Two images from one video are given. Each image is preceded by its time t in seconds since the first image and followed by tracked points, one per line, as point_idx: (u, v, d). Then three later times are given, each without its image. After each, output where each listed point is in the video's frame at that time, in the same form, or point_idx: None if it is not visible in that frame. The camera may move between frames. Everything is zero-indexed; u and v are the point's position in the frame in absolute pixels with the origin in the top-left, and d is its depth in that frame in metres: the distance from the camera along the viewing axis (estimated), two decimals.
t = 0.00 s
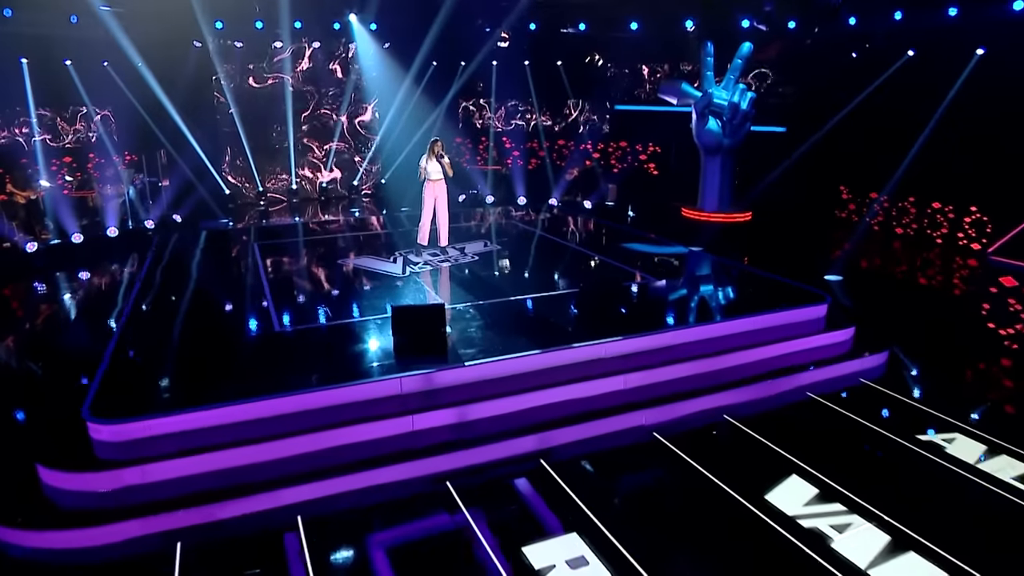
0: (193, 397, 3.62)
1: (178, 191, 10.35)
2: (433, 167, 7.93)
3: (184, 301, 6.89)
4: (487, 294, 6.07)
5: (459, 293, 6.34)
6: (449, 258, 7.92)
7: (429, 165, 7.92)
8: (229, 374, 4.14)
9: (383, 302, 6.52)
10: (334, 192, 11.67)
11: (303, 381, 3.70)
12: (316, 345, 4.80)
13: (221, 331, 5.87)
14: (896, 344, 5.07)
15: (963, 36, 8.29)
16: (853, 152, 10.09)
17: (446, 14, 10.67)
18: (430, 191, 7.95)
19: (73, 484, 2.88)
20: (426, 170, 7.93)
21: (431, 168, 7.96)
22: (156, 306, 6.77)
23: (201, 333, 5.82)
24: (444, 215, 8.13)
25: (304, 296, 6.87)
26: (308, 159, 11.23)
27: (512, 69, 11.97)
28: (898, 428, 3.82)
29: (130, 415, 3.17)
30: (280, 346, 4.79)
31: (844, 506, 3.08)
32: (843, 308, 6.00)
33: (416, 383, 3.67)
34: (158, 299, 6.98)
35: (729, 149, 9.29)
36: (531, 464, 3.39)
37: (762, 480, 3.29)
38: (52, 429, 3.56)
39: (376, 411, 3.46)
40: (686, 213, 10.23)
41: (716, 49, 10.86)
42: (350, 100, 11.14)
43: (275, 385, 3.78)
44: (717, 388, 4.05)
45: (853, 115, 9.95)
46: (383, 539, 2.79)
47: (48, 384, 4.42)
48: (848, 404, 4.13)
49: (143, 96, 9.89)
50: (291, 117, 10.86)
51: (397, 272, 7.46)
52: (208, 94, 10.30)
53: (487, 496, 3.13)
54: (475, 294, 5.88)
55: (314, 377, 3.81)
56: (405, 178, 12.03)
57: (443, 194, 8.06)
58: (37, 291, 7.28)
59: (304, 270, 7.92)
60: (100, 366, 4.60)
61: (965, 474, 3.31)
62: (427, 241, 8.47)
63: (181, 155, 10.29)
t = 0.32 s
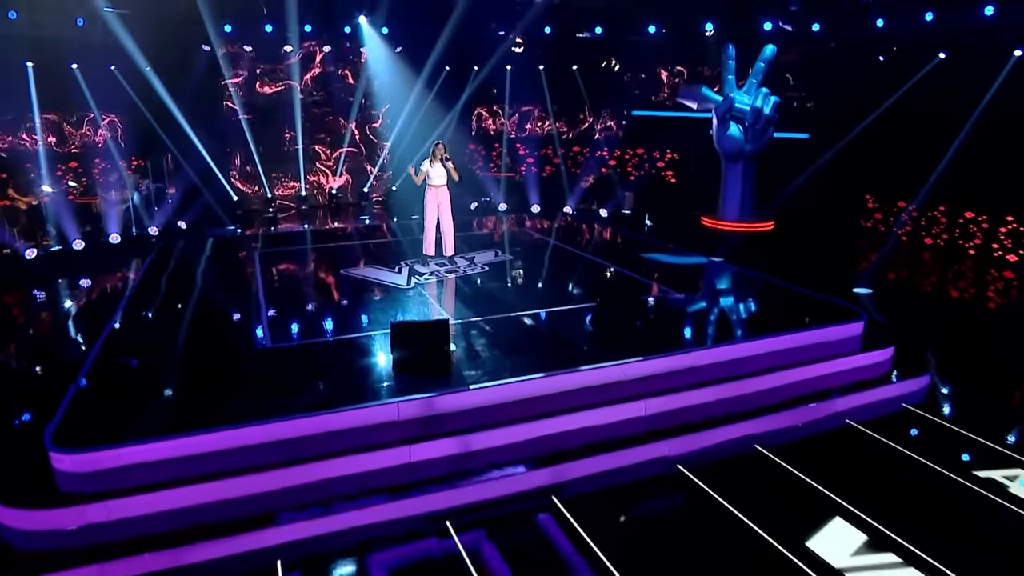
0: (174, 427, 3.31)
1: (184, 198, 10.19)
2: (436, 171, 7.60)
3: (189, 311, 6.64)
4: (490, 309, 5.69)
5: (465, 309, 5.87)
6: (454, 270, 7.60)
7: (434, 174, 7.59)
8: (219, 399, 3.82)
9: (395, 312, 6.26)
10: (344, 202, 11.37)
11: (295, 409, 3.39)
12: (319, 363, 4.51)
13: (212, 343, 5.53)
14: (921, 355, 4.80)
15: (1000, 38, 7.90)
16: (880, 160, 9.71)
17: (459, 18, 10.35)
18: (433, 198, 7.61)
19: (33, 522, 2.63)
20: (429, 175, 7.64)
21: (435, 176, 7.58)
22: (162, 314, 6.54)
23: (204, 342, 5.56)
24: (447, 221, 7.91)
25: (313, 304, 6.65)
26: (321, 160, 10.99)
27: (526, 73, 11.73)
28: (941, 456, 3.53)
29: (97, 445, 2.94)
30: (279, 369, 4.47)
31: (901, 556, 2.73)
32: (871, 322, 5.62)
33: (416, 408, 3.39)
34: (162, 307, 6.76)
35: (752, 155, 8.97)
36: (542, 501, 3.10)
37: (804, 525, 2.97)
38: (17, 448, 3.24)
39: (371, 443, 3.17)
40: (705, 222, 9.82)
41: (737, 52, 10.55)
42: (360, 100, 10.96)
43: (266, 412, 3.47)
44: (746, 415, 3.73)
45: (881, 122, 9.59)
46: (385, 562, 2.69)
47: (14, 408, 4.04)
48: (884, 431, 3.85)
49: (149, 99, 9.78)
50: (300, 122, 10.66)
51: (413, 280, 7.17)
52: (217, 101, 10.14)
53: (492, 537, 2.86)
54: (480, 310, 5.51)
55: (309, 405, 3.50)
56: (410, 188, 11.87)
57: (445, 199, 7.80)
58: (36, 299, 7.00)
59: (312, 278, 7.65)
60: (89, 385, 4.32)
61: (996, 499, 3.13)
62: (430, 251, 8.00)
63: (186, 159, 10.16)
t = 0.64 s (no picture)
0: (138, 461, 3.07)
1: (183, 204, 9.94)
2: (430, 177, 7.07)
3: (188, 323, 6.37)
4: (490, 329, 5.32)
5: (464, 326, 5.49)
6: (457, 283, 7.24)
7: (430, 183, 7.09)
8: (200, 426, 3.57)
9: (403, 322, 5.96)
10: (348, 211, 11.11)
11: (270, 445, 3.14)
12: (313, 389, 4.21)
13: (204, 358, 5.26)
14: (948, 368, 4.49)
15: None
16: (904, 170, 9.36)
17: (461, 31, 10.05)
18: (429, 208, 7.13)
19: None
20: (424, 183, 7.12)
21: (431, 186, 7.09)
22: (161, 326, 6.29)
23: (198, 358, 5.28)
24: (447, 235, 7.34)
25: (316, 317, 6.34)
26: (327, 170, 10.77)
27: (536, 81, 11.46)
28: (1007, 498, 3.14)
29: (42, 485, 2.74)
30: (269, 394, 4.20)
31: None
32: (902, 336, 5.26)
33: (410, 442, 3.14)
34: (161, 319, 6.49)
35: (770, 165, 8.59)
36: (550, 552, 2.77)
37: None
38: None
39: (359, 480, 2.93)
40: (720, 233, 9.47)
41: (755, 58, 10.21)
42: (365, 109, 10.71)
43: (241, 446, 3.21)
44: (780, 449, 3.39)
45: (905, 129, 9.30)
46: None
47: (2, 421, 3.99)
48: (930, 465, 3.50)
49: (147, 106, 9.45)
50: (302, 129, 10.46)
51: (418, 293, 6.82)
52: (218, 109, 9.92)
53: None
54: (482, 330, 5.19)
55: (288, 439, 3.24)
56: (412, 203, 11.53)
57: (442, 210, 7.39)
58: (27, 311, 6.69)
59: (314, 290, 7.36)
60: (64, 409, 4.07)
61: None
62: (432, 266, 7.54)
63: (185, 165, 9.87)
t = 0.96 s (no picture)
0: (71, 505, 2.73)
1: (172, 213, 9.65)
2: (421, 188, 6.71)
3: (179, 339, 6.00)
4: (487, 352, 4.90)
5: (459, 349, 5.08)
6: (454, 299, 6.87)
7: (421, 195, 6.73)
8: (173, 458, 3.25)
9: (395, 339, 5.54)
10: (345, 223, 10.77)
11: (219, 491, 2.78)
12: (291, 418, 3.81)
13: (189, 381, 4.83)
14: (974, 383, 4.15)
15: None
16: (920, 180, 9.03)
17: (461, 37, 9.75)
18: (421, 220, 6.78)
19: None
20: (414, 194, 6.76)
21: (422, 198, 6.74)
22: (149, 343, 5.91)
23: (182, 380, 4.85)
24: (441, 246, 7.03)
25: (310, 334, 5.95)
26: (321, 181, 10.41)
27: (537, 90, 11.19)
28: None
29: None
30: (239, 421, 3.83)
31: None
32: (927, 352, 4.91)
33: (398, 486, 2.83)
34: (149, 335, 6.13)
35: (782, 175, 8.23)
36: None
37: None
38: None
39: (334, 531, 2.60)
40: (730, 247, 9.13)
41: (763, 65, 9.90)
42: (362, 120, 10.41)
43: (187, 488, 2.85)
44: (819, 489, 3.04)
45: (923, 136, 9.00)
46: None
47: None
48: (982, 502, 3.14)
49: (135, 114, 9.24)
50: (300, 149, 10.14)
51: (415, 309, 6.47)
52: (209, 122, 9.61)
53: None
54: (480, 354, 4.82)
55: (237, 482, 2.88)
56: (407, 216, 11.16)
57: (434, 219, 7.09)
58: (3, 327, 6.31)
59: (308, 305, 7.01)
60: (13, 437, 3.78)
61: None
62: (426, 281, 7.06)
63: (173, 174, 9.59)
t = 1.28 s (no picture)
0: (19, 564, 2.39)
1: (155, 222, 9.28)
2: (415, 197, 6.29)
3: (164, 355, 5.63)
4: (484, 375, 4.53)
5: (456, 371, 4.72)
6: (447, 313, 6.54)
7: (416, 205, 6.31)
8: (141, 499, 2.91)
9: (390, 355, 5.23)
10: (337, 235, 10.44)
11: (190, 546, 2.44)
12: (272, 443, 3.50)
13: (172, 401, 4.48)
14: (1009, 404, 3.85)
15: None
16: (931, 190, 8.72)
17: (458, 42, 9.41)
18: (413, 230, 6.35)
19: None
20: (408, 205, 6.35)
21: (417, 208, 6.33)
22: (134, 358, 5.56)
23: (162, 401, 4.47)
24: (435, 256, 6.65)
25: (301, 351, 5.60)
26: (310, 190, 10.07)
27: (535, 98, 10.87)
28: None
29: None
30: (217, 448, 3.51)
31: None
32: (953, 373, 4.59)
33: (389, 537, 2.48)
34: (132, 350, 5.78)
35: (791, 183, 7.94)
36: None
37: None
38: None
39: None
40: (736, 257, 8.80)
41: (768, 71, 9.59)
42: (354, 128, 10.10)
43: (153, 543, 2.51)
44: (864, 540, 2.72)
45: (932, 146, 8.73)
46: None
47: None
48: None
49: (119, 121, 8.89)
50: (288, 154, 9.77)
51: (408, 326, 6.09)
52: (196, 130, 9.26)
53: None
54: (479, 377, 4.48)
55: (213, 532, 2.54)
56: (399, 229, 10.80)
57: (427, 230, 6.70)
58: None
59: (299, 319, 6.67)
60: None
61: None
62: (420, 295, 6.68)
63: (154, 179, 9.18)
